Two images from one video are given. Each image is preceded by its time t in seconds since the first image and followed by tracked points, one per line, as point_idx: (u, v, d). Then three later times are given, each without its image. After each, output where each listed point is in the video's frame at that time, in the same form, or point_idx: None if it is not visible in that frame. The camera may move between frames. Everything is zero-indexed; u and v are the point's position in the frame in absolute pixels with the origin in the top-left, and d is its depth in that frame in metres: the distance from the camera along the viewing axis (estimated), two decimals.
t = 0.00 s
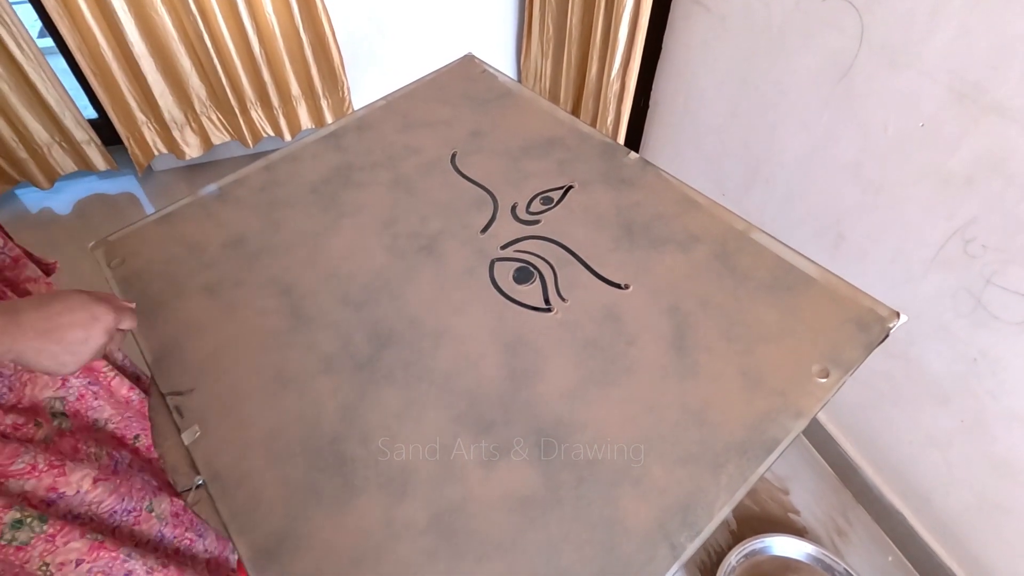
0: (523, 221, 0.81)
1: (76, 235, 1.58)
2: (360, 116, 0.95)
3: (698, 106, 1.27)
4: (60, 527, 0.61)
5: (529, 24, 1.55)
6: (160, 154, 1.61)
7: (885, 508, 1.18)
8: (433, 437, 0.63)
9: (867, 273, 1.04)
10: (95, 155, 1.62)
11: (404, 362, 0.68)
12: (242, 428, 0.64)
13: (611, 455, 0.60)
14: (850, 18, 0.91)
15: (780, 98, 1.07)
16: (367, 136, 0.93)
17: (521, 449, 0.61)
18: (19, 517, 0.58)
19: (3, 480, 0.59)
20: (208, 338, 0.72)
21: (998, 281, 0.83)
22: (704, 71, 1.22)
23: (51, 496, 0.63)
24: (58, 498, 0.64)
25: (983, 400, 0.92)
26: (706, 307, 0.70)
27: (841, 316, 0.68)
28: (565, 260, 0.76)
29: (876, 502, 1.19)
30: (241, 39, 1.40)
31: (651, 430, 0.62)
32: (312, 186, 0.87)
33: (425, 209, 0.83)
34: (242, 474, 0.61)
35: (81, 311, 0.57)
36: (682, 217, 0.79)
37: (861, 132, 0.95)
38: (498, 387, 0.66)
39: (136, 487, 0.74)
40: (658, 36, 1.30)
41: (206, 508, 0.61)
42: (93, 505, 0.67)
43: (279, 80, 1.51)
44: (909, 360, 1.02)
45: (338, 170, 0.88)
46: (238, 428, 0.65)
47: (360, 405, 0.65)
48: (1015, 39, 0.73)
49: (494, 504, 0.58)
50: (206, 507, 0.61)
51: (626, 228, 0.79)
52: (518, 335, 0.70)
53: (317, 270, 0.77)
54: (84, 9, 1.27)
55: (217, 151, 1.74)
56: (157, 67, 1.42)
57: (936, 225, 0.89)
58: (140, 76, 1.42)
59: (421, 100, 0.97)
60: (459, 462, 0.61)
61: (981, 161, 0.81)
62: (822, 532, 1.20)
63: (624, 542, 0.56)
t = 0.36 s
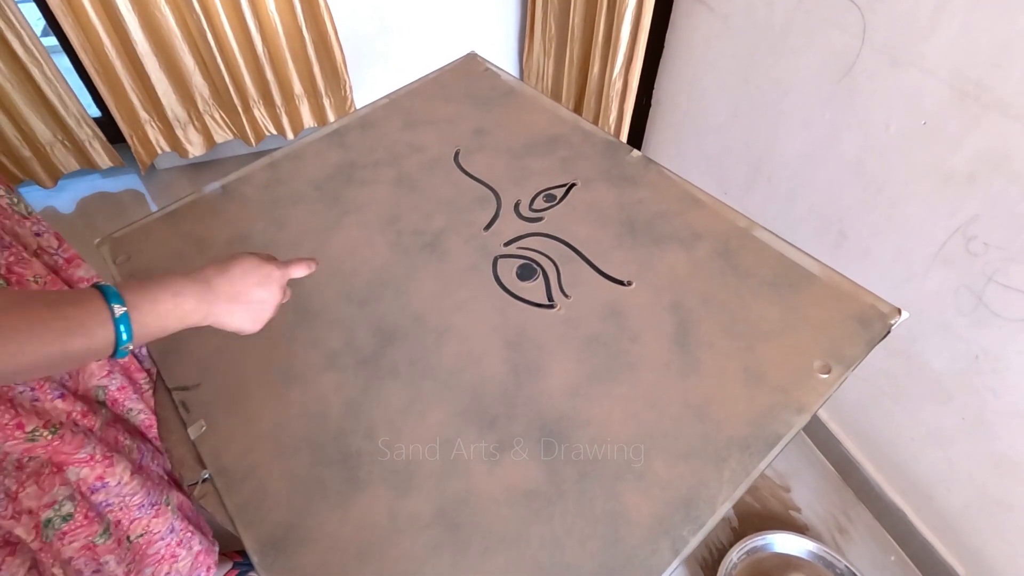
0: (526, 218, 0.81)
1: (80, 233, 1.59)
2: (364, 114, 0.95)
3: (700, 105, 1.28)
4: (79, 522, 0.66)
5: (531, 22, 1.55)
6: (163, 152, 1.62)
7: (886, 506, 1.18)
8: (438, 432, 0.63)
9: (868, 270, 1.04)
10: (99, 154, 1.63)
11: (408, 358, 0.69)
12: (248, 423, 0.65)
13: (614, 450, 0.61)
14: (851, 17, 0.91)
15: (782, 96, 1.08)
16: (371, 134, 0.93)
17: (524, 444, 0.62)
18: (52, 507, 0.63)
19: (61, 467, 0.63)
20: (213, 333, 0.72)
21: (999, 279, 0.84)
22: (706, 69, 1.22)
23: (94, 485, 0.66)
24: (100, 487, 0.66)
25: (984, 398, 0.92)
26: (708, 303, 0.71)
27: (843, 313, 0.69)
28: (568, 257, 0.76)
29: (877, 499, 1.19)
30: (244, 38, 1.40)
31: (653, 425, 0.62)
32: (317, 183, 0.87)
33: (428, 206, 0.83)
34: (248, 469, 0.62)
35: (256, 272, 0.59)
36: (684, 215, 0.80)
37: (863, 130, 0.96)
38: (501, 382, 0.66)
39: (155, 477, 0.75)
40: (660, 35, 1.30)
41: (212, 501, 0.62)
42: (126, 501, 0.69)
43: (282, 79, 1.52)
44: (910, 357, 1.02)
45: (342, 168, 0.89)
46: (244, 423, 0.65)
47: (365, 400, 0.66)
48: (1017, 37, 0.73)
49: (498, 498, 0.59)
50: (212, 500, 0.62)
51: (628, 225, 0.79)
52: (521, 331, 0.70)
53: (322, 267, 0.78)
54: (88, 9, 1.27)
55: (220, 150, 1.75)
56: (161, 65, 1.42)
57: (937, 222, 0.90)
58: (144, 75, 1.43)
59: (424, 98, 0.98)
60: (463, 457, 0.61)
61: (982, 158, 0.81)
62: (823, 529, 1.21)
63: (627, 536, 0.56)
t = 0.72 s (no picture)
0: (528, 216, 0.82)
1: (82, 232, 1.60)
2: (367, 112, 0.96)
3: (701, 104, 1.28)
4: (145, 505, 0.56)
5: (533, 22, 1.56)
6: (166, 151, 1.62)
7: (886, 504, 1.19)
8: (440, 427, 0.64)
9: (869, 269, 1.05)
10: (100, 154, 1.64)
11: (411, 355, 0.69)
12: (252, 419, 0.65)
13: (614, 445, 0.61)
14: (852, 16, 0.91)
15: (783, 95, 1.08)
16: (374, 132, 0.94)
17: (526, 441, 0.62)
18: (118, 490, 0.54)
19: (115, 454, 0.55)
20: (217, 331, 0.73)
21: (999, 277, 0.84)
22: (707, 69, 1.23)
23: (143, 472, 0.57)
24: (148, 474, 0.57)
25: (984, 396, 0.93)
26: (708, 301, 0.71)
27: (843, 311, 0.69)
28: (570, 255, 0.77)
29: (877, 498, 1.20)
30: (247, 38, 1.41)
31: (654, 421, 0.63)
32: (320, 181, 0.88)
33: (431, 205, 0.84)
34: (251, 465, 0.62)
35: (427, 205, 0.76)
36: (686, 213, 0.80)
37: (863, 129, 0.96)
38: (503, 378, 0.67)
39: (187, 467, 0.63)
40: (661, 35, 1.30)
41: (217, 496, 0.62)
42: (174, 486, 0.59)
43: (285, 79, 1.52)
44: (911, 356, 1.03)
45: (346, 166, 0.89)
46: (247, 419, 0.66)
47: (368, 396, 0.66)
48: (1017, 36, 0.74)
49: (500, 493, 0.59)
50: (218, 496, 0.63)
51: (630, 223, 0.80)
52: (524, 328, 0.71)
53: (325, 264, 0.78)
54: (93, 10, 1.28)
55: (222, 149, 1.75)
56: (164, 65, 1.42)
57: (937, 221, 0.90)
58: (148, 75, 1.43)
59: (427, 97, 0.98)
60: (465, 452, 0.62)
61: (982, 157, 0.82)
62: (823, 527, 1.21)
63: (628, 530, 0.56)
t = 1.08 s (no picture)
0: (530, 214, 0.82)
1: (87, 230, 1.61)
2: (370, 110, 0.96)
3: (703, 103, 1.29)
4: (151, 502, 0.56)
5: (535, 21, 1.56)
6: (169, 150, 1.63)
7: (886, 503, 1.19)
8: (443, 423, 0.64)
9: (870, 268, 1.05)
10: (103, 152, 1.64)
11: (414, 350, 0.70)
12: (256, 414, 0.66)
13: (616, 441, 0.62)
14: (854, 16, 0.92)
15: (785, 94, 1.08)
16: (377, 130, 0.94)
17: (528, 437, 0.63)
18: (127, 483, 0.54)
19: (120, 448, 0.55)
20: (221, 327, 0.73)
21: (1000, 277, 0.84)
22: (709, 68, 1.23)
23: (147, 469, 0.57)
24: (152, 472, 0.57)
25: (984, 394, 0.93)
26: (709, 298, 0.72)
27: (844, 309, 0.69)
28: (572, 253, 0.77)
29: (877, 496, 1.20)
30: (250, 36, 1.41)
31: (656, 417, 0.63)
32: (324, 179, 0.88)
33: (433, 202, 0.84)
34: (256, 460, 0.63)
35: (453, 199, 0.78)
36: (687, 211, 0.80)
37: (865, 128, 0.96)
38: (505, 374, 0.67)
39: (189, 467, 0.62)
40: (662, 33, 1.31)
41: (221, 490, 0.64)
42: (181, 487, 0.59)
43: (288, 77, 1.52)
44: (911, 355, 1.03)
45: (349, 164, 0.90)
46: (252, 414, 0.66)
47: (372, 392, 0.67)
48: (1017, 36, 0.74)
49: (503, 488, 0.60)
50: (221, 489, 0.64)
51: (631, 221, 0.80)
52: (526, 325, 0.71)
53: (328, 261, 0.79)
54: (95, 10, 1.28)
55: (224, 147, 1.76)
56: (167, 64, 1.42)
57: (939, 220, 0.90)
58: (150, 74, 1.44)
59: (429, 95, 0.99)
60: (468, 447, 0.62)
61: (983, 156, 0.82)
62: (824, 526, 1.21)
63: (630, 525, 0.57)
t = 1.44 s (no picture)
0: (531, 212, 0.82)
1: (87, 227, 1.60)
2: (371, 107, 0.96)
3: (705, 100, 1.28)
4: (157, 493, 0.55)
5: (535, 18, 1.55)
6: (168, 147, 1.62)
7: (887, 501, 1.19)
8: (443, 421, 0.64)
9: (872, 266, 1.05)
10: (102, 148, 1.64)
11: (414, 348, 0.69)
12: (255, 412, 0.66)
13: (617, 440, 0.61)
14: (858, 12, 0.91)
15: (788, 92, 1.08)
16: (377, 127, 0.94)
17: (528, 436, 0.62)
18: (133, 473, 0.54)
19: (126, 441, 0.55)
20: (221, 324, 0.73)
21: (1003, 275, 0.84)
22: (711, 65, 1.23)
23: (153, 462, 0.57)
24: (159, 464, 0.57)
25: (985, 393, 0.93)
26: (711, 296, 0.71)
27: (846, 307, 0.69)
28: (573, 251, 0.77)
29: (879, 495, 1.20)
30: (250, 32, 1.38)
31: (657, 416, 0.63)
32: (324, 176, 0.88)
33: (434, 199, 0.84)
34: (255, 458, 0.63)
35: (459, 196, 0.78)
36: (689, 209, 0.80)
37: (868, 126, 0.96)
38: (505, 372, 0.67)
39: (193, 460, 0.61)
40: (664, 30, 1.30)
41: (219, 489, 0.64)
42: (189, 478, 0.59)
43: (287, 74, 1.52)
44: (913, 353, 1.02)
45: (349, 161, 0.89)
46: (251, 412, 0.66)
47: (372, 390, 0.66)
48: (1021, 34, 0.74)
49: (503, 486, 0.60)
50: (220, 488, 0.64)
51: (633, 218, 0.80)
52: (527, 323, 0.71)
53: (328, 259, 0.78)
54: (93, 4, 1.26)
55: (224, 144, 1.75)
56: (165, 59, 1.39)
57: (941, 217, 0.90)
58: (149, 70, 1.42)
59: (430, 92, 0.98)
60: (468, 445, 0.62)
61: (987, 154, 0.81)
62: (824, 524, 1.21)
63: (631, 524, 0.57)
